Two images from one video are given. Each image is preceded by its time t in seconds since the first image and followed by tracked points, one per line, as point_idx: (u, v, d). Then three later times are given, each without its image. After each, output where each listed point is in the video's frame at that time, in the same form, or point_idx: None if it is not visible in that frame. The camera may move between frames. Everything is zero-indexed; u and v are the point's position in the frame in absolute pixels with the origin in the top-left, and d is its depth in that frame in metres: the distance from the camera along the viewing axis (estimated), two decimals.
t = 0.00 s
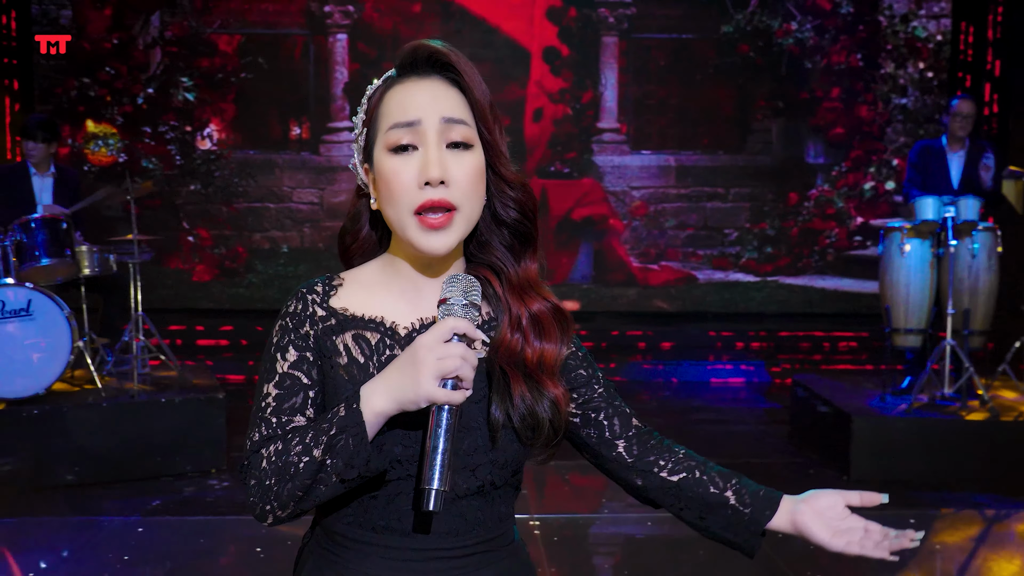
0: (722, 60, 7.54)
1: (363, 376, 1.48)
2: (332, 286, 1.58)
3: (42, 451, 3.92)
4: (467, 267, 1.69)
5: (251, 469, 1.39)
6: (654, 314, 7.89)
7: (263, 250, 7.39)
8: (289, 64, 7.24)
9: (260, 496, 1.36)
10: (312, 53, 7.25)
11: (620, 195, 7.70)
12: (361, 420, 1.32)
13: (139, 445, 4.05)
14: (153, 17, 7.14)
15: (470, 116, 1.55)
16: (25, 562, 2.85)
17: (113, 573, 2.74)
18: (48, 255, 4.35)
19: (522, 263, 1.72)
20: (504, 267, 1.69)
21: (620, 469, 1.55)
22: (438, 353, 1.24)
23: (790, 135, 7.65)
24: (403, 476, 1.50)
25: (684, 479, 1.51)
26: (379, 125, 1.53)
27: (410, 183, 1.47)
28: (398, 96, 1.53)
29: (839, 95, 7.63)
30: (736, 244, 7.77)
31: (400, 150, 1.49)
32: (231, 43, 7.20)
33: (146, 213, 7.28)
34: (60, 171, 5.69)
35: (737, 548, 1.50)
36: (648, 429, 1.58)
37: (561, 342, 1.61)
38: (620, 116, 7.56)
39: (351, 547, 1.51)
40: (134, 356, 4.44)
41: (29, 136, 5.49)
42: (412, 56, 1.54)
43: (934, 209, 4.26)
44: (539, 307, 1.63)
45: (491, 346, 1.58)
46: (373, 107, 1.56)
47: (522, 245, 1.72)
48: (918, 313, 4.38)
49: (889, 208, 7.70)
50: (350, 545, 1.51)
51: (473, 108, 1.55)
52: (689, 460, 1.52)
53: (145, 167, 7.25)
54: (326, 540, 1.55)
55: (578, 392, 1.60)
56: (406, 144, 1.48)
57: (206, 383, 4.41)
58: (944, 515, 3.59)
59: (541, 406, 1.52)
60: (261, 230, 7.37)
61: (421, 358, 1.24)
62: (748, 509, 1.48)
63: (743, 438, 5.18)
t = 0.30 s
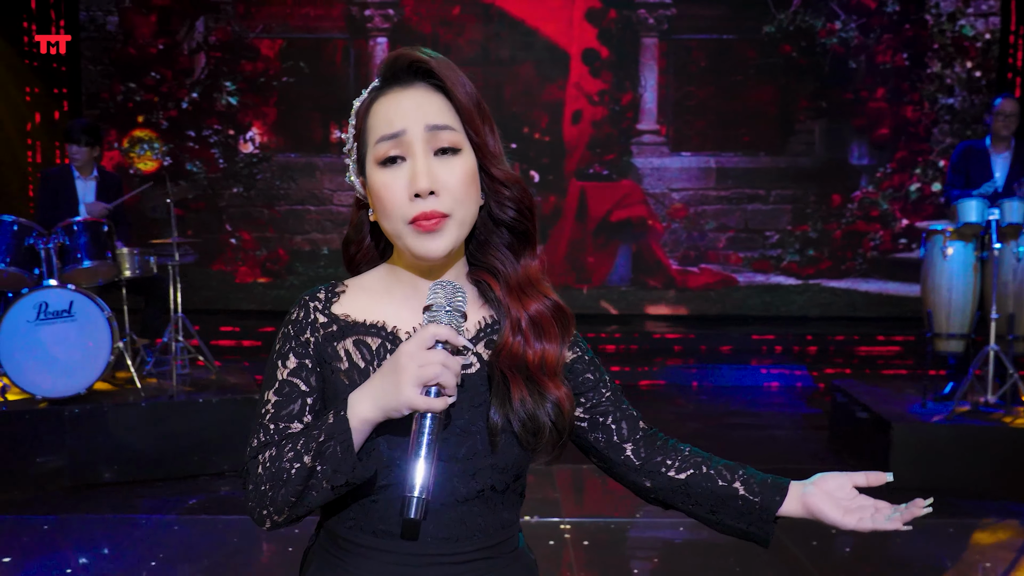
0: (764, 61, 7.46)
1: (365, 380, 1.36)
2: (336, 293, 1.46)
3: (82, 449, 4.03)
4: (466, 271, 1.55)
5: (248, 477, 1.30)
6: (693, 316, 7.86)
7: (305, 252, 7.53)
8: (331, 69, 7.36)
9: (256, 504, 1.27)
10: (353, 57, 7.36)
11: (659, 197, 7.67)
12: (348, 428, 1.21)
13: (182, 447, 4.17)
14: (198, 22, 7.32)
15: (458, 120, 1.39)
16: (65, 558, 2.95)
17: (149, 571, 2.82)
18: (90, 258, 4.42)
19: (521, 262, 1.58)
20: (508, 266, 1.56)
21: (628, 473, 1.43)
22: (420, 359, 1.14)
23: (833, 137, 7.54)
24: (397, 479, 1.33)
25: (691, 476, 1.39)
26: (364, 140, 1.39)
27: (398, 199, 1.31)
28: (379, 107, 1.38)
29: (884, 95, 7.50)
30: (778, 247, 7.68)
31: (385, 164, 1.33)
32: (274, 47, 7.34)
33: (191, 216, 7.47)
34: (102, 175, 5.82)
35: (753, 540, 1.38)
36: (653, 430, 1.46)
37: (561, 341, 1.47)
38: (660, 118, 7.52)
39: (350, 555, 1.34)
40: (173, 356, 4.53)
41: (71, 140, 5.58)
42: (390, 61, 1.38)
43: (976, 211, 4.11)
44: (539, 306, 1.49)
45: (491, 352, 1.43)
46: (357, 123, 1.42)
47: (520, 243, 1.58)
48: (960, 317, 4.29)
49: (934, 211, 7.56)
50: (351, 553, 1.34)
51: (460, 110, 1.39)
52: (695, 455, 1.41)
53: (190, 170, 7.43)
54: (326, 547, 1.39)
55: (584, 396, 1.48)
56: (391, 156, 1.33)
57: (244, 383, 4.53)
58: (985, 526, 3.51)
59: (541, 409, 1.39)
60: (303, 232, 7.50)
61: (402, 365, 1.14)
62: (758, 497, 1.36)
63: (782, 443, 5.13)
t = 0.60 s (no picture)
0: (804, 60, 7.37)
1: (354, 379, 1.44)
2: (328, 294, 1.57)
3: (122, 445, 4.17)
4: (458, 269, 1.65)
5: (244, 479, 1.39)
6: (732, 318, 7.78)
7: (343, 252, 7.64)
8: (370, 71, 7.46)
9: (250, 504, 1.37)
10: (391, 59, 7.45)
11: (698, 198, 7.62)
12: (330, 433, 1.29)
13: (221, 443, 4.31)
14: (239, 26, 7.49)
15: (426, 120, 1.46)
16: (101, 551, 3.07)
17: (183, 564, 2.91)
18: (128, 257, 4.51)
19: (510, 259, 1.68)
20: (496, 265, 1.65)
21: (619, 472, 1.48)
22: (397, 364, 1.20)
23: (875, 136, 7.42)
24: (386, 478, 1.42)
25: (679, 471, 1.44)
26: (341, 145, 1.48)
27: (369, 203, 1.40)
28: (352, 113, 1.47)
29: (929, 93, 7.36)
30: (818, 248, 7.58)
31: (358, 170, 1.43)
32: (313, 50, 7.47)
33: (232, 216, 7.63)
34: (141, 176, 5.99)
35: (746, 529, 1.42)
36: (644, 430, 1.53)
37: (553, 339, 1.56)
38: (698, 118, 7.48)
39: (347, 550, 1.43)
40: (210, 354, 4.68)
41: (111, 142, 5.77)
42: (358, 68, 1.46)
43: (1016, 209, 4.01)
44: (526, 305, 1.58)
45: (482, 350, 1.51)
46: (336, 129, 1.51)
47: (506, 240, 1.67)
48: (1002, 319, 4.21)
49: (981, 211, 7.39)
50: (348, 548, 1.43)
51: (428, 110, 1.45)
52: (682, 450, 1.46)
53: (231, 172, 7.59)
54: (324, 544, 1.48)
55: (578, 396, 1.55)
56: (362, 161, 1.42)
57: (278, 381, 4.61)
58: (1020, 533, 3.45)
59: (532, 406, 1.46)
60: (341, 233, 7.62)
61: (380, 370, 1.20)
62: (745, 485, 1.41)
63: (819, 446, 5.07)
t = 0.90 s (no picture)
0: (847, 58, 7.27)
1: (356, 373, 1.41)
2: (331, 289, 1.53)
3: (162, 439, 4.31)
4: (459, 261, 1.59)
5: (249, 472, 1.36)
6: (771, 318, 7.70)
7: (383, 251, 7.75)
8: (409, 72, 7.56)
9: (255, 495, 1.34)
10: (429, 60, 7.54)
11: (737, 197, 7.57)
12: (325, 424, 1.26)
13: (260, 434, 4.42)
14: (281, 28, 7.63)
15: (435, 112, 1.42)
16: (137, 544, 3.17)
17: (217, 558, 3.00)
18: (167, 256, 4.65)
19: (507, 244, 1.63)
20: (493, 249, 1.61)
21: (613, 470, 1.45)
22: (386, 355, 1.15)
23: (919, 135, 7.30)
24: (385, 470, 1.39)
25: (671, 466, 1.41)
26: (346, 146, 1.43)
27: (387, 200, 1.35)
28: (355, 112, 1.42)
29: (975, 91, 7.22)
30: (860, 248, 7.48)
31: (370, 168, 1.38)
32: (354, 51, 7.60)
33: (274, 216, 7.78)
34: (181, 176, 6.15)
35: (738, 520, 1.39)
36: (638, 426, 1.49)
37: (552, 319, 1.52)
38: (738, 117, 7.42)
39: (346, 541, 1.41)
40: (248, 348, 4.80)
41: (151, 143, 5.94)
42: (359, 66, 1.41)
43: None
44: (527, 288, 1.55)
45: (483, 342, 1.46)
46: (337, 130, 1.46)
47: (502, 225, 1.63)
48: None
49: None
50: (346, 539, 1.41)
51: (436, 102, 1.42)
52: (673, 445, 1.43)
53: (272, 172, 7.74)
54: (325, 535, 1.46)
55: (576, 392, 1.50)
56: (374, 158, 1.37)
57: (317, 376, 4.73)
58: None
59: (532, 397, 1.41)
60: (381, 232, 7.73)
61: (370, 362, 1.15)
62: (736, 477, 1.38)
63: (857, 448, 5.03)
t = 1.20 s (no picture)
0: (891, 57, 7.16)
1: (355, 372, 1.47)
2: (334, 289, 1.60)
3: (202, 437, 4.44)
4: (458, 262, 1.64)
5: (255, 469, 1.43)
6: (812, 320, 7.61)
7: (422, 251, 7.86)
8: (449, 74, 7.65)
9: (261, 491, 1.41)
10: (468, 62, 7.61)
11: (778, 199, 7.50)
12: (325, 422, 1.32)
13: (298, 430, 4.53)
14: (323, 32, 7.75)
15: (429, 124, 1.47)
16: (178, 539, 3.29)
17: (255, 553, 3.10)
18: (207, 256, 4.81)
19: (504, 249, 1.67)
20: (491, 253, 1.65)
21: (603, 472, 1.48)
22: (381, 354, 1.20)
23: (965, 134, 7.16)
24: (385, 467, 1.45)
25: (658, 471, 1.43)
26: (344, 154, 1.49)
27: (382, 213, 1.42)
28: (353, 122, 1.47)
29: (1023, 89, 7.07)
30: (904, 250, 7.36)
31: (366, 179, 1.44)
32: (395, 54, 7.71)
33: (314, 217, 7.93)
34: (222, 178, 6.31)
35: (723, 528, 1.40)
36: (632, 431, 1.52)
37: (550, 320, 1.56)
38: (779, 117, 7.36)
39: (347, 535, 1.46)
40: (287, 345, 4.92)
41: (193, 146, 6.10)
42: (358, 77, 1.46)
43: None
44: (523, 292, 1.59)
45: (480, 341, 1.52)
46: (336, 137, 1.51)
47: (500, 230, 1.67)
48: None
49: None
50: (347, 532, 1.46)
51: (431, 114, 1.46)
52: (662, 451, 1.45)
53: (313, 174, 7.90)
54: (328, 530, 1.52)
55: (572, 394, 1.53)
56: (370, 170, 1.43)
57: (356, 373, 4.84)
58: None
59: (527, 396, 1.45)
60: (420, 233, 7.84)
61: (366, 360, 1.21)
62: (722, 485, 1.39)
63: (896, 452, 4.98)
